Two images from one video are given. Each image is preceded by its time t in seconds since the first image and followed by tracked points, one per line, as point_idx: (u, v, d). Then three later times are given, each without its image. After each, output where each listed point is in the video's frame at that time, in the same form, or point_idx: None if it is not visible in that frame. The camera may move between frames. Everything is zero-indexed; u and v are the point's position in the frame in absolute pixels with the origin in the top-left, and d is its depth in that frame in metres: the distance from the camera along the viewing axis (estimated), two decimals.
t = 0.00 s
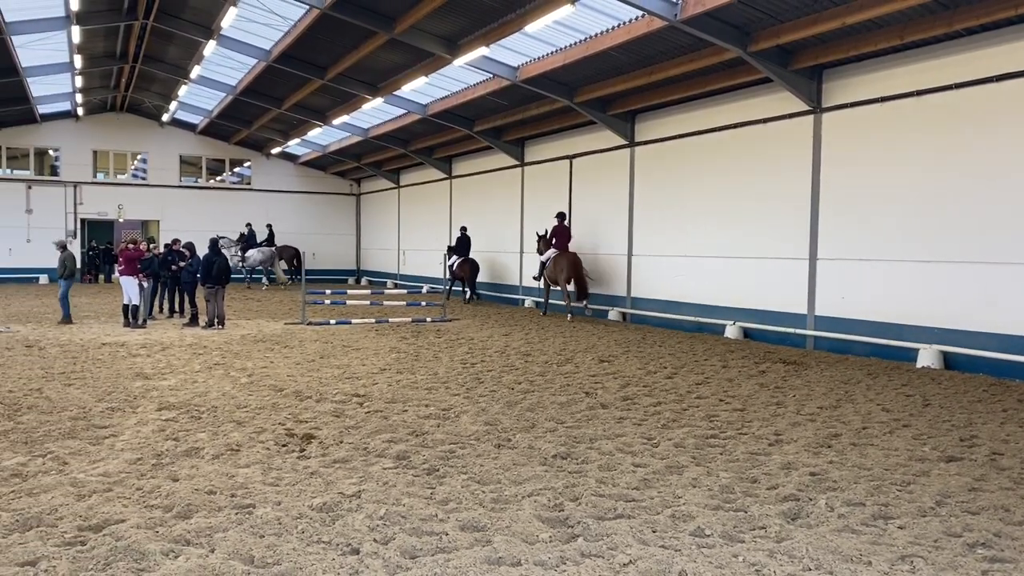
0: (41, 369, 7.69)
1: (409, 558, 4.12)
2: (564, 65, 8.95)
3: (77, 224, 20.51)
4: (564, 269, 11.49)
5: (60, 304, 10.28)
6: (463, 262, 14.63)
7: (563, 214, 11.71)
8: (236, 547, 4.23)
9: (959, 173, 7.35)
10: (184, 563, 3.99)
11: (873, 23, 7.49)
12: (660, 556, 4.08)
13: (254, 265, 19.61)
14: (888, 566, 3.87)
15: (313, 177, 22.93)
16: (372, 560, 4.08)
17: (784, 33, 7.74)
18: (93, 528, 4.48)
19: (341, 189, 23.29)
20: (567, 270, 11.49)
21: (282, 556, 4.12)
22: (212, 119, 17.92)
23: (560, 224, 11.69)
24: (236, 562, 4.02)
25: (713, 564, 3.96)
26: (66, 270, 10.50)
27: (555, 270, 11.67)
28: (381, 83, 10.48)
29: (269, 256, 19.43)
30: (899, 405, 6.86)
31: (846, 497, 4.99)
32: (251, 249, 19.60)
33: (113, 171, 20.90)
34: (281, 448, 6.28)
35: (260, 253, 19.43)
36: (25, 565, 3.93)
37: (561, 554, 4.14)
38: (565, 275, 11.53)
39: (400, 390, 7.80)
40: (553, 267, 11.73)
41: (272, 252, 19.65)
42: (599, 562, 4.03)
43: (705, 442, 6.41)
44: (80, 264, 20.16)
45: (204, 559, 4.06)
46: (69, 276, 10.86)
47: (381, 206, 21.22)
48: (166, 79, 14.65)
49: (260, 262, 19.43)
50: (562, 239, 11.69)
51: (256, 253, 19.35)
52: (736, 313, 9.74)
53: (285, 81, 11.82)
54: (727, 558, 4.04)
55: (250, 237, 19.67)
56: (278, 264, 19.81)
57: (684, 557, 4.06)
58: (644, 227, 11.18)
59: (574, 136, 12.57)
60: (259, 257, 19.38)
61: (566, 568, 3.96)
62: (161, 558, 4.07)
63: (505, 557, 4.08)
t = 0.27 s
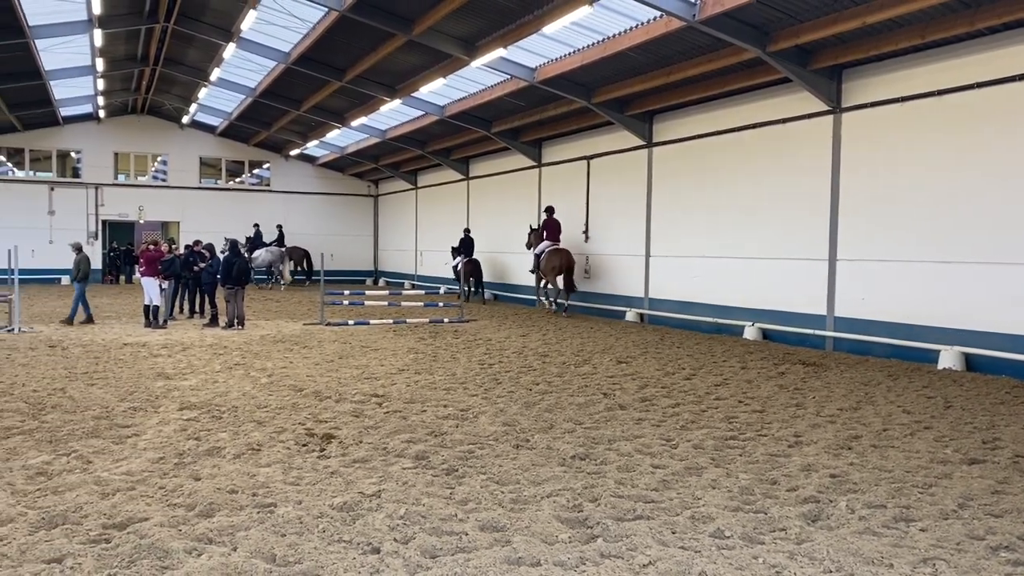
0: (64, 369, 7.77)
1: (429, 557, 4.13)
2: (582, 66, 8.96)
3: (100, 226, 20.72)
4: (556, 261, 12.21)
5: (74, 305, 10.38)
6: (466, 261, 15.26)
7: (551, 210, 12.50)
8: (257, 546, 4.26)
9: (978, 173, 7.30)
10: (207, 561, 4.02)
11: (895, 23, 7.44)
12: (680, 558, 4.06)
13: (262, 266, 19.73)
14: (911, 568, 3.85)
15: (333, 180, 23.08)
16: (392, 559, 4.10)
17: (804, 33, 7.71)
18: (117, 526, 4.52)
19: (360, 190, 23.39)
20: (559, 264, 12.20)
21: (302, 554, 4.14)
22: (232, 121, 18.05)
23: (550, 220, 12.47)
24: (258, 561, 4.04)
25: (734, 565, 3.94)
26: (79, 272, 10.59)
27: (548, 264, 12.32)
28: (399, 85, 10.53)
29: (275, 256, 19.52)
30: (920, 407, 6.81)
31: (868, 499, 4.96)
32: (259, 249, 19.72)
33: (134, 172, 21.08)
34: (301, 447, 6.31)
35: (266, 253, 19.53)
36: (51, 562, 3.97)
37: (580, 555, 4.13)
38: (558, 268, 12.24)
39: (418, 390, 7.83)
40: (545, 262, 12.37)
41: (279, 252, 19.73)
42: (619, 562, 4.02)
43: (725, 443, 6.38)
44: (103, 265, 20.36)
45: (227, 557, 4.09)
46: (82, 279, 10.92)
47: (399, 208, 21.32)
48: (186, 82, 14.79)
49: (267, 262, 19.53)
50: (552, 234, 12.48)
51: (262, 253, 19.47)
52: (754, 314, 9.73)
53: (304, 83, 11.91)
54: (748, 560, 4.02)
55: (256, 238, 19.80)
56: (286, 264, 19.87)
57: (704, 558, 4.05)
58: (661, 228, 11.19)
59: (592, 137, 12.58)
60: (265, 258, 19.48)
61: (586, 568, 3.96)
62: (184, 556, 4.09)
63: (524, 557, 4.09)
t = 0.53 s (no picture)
0: (90, 368, 7.85)
1: (452, 556, 4.15)
2: (601, 66, 8.97)
3: (122, 226, 20.95)
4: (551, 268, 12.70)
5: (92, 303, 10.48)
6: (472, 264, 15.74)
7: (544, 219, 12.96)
8: (281, 544, 4.28)
9: (1000, 173, 7.26)
10: (233, 558, 4.05)
11: (917, 21, 7.40)
12: (702, 558, 4.06)
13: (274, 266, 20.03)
14: (937, 571, 3.82)
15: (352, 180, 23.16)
16: (415, 558, 4.11)
17: (825, 32, 7.68)
18: (144, 524, 4.56)
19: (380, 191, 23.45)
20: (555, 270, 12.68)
21: (325, 552, 4.16)
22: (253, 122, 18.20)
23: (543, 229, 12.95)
24: (282, 558, 4.07)
25: (756, 566, 3.93)
26: (94, 272, 10.70)
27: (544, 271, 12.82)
28: (419, 86, 10.59)
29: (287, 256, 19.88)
30: (944, 409, 6.76)
31: (891, 501, 4.92)
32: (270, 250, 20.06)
33: (156, 174, 21.21)
34: (323, 446, 6.34)
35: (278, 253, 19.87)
36: (80, 559, 4.00)
37: (602, 555, 4.13)
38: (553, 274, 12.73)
39: (439, 390, 7.85)
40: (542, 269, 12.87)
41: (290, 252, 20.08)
42: (641, 562, 4.02)
43: (746, 445, 6.34)
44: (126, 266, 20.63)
45: (252, 554, 4.12)
46: (98, 279, 11.00)
47: (418, 208, 21.41)
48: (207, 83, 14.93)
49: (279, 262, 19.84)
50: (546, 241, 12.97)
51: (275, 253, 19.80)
52: (774, 314, 9.70)
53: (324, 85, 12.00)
54: (771, 561, 4.00)
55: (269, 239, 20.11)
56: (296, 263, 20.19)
57: (727, 559, 4.04)
58: (680, 229, 11.19)
59: (612, 137, 12.59)
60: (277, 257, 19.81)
61: (608, 568, 3.96)
62: (210, 553, 4.12)
63: (546, 557, 4.09)
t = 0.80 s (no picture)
0: (118, 367, 7.95)
1: (478, 555, 4.15)
2: (625, 66, 8.99)
3: (149, 227, 21.19)
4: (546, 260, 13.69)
5: (113, 302, 10.59)
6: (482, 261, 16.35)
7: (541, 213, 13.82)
8: (309, 541, 4.28)
9: None
10: (262, 555, 4.06)
11: (945, 20, 7.34)
12: (728, 559, 4.04)
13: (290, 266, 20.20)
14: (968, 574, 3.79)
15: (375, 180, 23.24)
16: (442, 556, 4.12)
17: (851, 31, 7.64)
18: (175, 520, 4.57)
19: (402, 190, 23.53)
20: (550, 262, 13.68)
21: (353, 549, 4.16)
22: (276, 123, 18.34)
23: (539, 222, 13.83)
24: (311, 555, 4.08)
25: (783, 568, 3.91)
26: (118, 272, 10.76)
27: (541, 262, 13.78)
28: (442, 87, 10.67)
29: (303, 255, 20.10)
30: (973, 412, 6.70)
31: (919, 504, 4.88)
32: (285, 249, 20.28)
33: (181, 175, 21.43)
34: (349, 445, 6.37)
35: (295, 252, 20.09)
36: (113, 554, 4.02)
37: (628, 555, 4.12)
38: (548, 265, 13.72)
39: (462, 390, 7.87)
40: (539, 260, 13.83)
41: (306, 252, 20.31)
42: (667, 563, 4.01)
43: (771, 446, 6.29)
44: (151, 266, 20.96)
45: (281, 551, 4.13)
46: (121, 279, 11.08)
47: (441, 208, 21.48)
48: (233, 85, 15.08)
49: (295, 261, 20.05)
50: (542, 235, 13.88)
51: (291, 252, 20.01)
52: (798, 315, 9.67)
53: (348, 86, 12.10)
54: (797, 562, 3.98)
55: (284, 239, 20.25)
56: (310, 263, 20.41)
57: (753, 560, 4.02)
58: (703, 229, 11.18)
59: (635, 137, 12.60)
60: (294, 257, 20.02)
61: (633, 568, 3.95)
62: (240, 550, 4.13)
63: (572, 557, 4.08)
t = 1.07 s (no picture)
0: (151, 365, 8.05)
1: (508, 554, 4.03)
2: (653, 66, 9.00)
3: (179, 228, 21.50)
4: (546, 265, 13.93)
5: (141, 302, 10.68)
6: (495, 261, 16.72)
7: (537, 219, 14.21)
8: (341, 539, 4.17)
9: None
10: (295, 552, 3.94)
11: (979, 17, 7.24)
12: (760, 561, 3.93)
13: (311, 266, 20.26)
14: None
15: (401, 180, 23.39)
16: (472, 554, 4.00)
17: (882, 30, 7.57)
18: (209, 517, 4.44)
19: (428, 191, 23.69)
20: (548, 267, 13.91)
21: (386, 546, 4.07)
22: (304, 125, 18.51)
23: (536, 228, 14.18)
24: (343, 553, 3.96)
25: (816, 571, 3.80)
26: (146, 272, 10.89)
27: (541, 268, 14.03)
28: (469, 88, 10.76)
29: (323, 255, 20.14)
30: (1008, 415, 6.61)
31: (953, 508, 4.78)
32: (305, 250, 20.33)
33: (211, 176, 21.69)
34: (379, 444, 6.29)
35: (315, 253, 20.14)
36: (149, 550, 3.91)
37: (658, 556, 4.01)
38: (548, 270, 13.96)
39: (490, 390, 7.86)
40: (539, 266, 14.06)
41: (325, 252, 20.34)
42: (697, 565, 3.90)
43: (802, 448, 6.17)
44: (181, 267, 21.46)
45: (314, 549, 4.01)
46: (149, 279, 11.25)
47: (467, 208, 21.58)
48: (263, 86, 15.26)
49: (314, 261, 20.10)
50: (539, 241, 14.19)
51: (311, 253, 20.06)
52: (828, 316, 9.61)
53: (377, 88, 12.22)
54: (829, 564, 3.88)
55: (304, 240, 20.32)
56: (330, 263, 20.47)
57: (785, 563, 3.91)
58: (731, 230, 11.14)
59: (663, 137, 12.60)
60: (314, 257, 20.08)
61: (663, 569, 3.84)
62: (273, 546, 4.02)
63: (602, 557, 3.98)
